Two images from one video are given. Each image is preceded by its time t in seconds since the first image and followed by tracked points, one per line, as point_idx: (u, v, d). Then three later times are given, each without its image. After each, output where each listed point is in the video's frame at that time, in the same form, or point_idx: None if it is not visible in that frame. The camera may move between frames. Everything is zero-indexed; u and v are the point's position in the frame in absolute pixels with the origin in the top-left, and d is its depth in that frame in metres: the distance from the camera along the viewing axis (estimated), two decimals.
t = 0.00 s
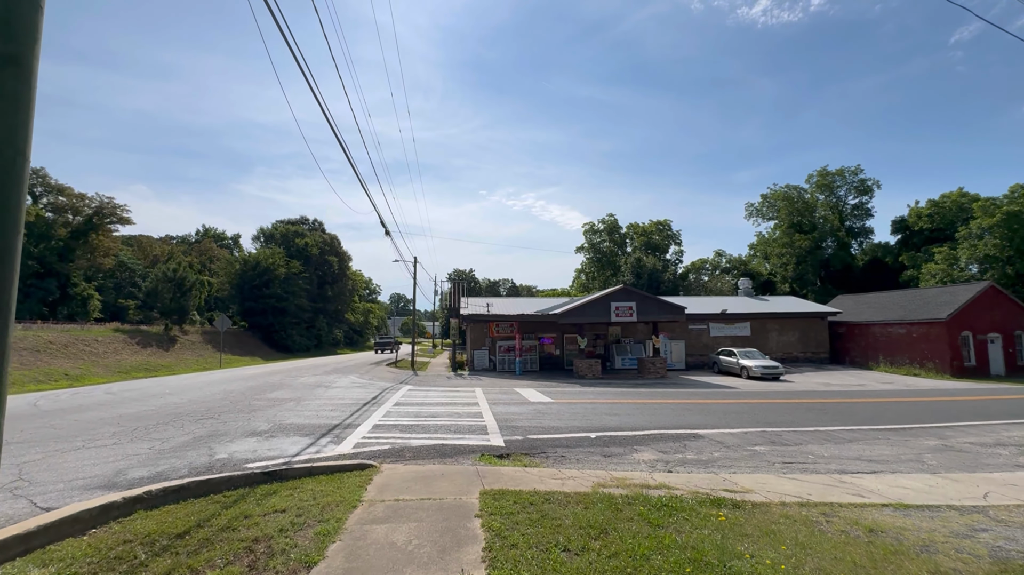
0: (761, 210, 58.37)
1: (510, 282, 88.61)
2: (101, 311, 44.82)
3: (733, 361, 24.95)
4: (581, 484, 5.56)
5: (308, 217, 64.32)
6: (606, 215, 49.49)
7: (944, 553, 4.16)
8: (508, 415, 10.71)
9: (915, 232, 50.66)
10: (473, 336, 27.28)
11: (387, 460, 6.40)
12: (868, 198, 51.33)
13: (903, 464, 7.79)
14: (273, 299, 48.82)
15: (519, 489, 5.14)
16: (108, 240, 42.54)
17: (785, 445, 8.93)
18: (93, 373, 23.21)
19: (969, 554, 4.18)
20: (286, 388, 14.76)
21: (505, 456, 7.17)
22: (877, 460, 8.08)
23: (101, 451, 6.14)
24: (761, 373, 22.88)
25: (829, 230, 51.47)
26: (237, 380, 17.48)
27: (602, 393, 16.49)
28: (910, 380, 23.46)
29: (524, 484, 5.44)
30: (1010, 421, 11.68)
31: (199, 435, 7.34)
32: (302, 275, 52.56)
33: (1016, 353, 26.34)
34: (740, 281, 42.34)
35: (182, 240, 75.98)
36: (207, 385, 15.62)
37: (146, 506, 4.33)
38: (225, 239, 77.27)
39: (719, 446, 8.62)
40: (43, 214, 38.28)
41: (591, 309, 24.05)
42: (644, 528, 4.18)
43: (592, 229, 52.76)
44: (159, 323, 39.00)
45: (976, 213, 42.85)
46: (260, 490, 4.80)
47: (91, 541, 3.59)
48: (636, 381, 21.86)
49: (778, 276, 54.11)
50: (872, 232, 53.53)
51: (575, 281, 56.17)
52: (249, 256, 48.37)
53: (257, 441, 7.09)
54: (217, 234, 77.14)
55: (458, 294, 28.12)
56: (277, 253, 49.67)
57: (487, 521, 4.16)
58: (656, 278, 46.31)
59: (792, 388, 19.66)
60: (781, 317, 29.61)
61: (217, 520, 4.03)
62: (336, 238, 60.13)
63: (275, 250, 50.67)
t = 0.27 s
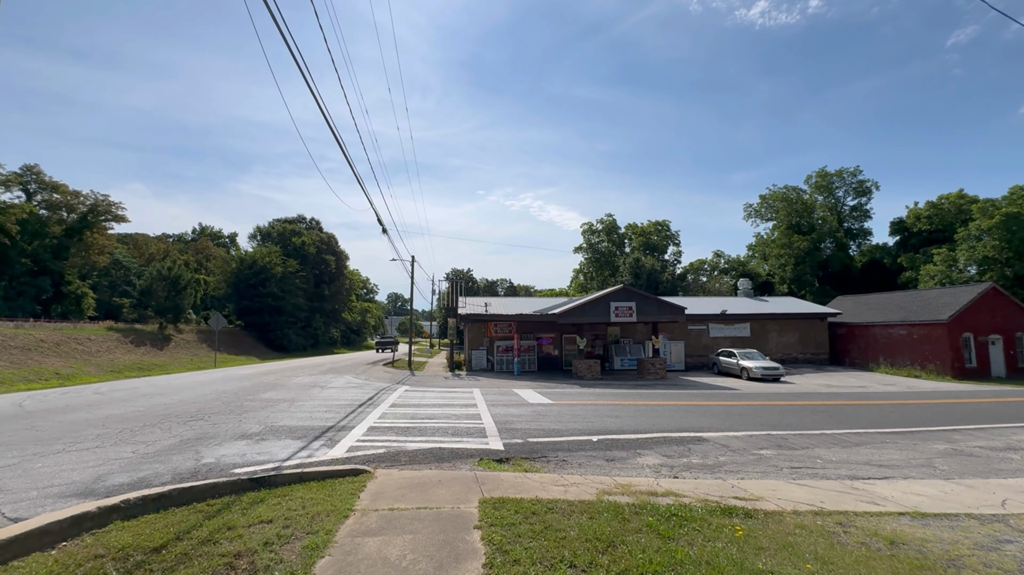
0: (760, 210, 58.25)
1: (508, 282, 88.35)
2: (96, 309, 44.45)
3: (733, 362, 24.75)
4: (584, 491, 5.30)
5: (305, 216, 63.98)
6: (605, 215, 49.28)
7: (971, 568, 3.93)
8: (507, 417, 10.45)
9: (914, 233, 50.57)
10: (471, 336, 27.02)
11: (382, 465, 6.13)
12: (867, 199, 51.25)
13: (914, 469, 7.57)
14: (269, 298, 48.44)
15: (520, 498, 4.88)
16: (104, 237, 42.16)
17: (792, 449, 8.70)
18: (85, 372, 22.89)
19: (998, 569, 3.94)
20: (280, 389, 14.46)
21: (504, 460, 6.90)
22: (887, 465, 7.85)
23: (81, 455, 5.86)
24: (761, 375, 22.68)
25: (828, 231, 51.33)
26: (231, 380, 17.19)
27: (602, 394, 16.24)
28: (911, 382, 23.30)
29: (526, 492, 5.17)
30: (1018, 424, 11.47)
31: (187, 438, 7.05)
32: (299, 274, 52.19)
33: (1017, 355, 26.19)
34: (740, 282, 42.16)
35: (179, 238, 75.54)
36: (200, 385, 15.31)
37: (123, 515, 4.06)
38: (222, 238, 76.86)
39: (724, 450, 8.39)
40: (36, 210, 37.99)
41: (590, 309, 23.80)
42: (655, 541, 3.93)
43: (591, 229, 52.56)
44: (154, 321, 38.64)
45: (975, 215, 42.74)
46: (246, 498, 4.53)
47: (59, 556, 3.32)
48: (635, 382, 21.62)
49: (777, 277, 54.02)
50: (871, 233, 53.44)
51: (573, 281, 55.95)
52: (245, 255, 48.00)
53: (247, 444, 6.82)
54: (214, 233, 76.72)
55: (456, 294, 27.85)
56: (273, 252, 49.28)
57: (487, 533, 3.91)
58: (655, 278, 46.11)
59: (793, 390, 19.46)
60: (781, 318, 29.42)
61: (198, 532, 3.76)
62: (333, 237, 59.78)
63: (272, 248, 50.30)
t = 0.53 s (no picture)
0: (754, 211, 58.37)
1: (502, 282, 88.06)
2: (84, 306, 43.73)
3: (729, 362, 24.65)
4: (585, 498, 5.07)
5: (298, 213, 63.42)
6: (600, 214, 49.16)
7: None
8: (502, 418, 10.21)
9: (906, 235, 50.86)
10: (465, 335, 26.75)
11: (373, 469, 5.87)
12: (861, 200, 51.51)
13: (918, 472, 7.41)
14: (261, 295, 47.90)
15: (518, 505, 4.64)
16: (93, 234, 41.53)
17: (793, 451, 8.53)
18: (71, 371, 22.41)
19: None
20: (270, 388, 14.15)
21: (501, 464, 6.66)
22: (890, 468, 7.70)
23: (54, 459, 5.56)
24: (757, 375, 22.59)
25: (822, 232, 51.38)
26: (220, 379, 16.82)
27: (598, 395, 16.04)
28: (905, 382, 23.32)
29: (524, 498, 4.93)
30: (1017, 426, 11.40)
31: (169, 440, 6.76)
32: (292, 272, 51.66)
33: (1010, 356, 26.32)
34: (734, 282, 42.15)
35: (170, 235, 74.61)
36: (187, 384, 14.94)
37: (93, 526, 3.79)
38: (213, 235, 76.01)
39: (725, 452, 8.20)
40: (23, 205, 37.13)
41: (586, 309, 23.61)
42: (663, 553, 3.70)
43: (586, 228, 52.41)
44: (143, 319, 38.05)
45: (967, 217, 43.06)
46: (228, 506, 4.27)
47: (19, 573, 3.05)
48: (631, 382, 21.44)
49: (771, 277, 54.12)
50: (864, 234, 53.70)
51: (568, 280, 55.79)
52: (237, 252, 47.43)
53: (232, 447, 6.53)
54: (206, 230, 75.87)
55: (450, 292, 27.58)
56: (266, 249, 48.73)
57: (484, 544, 3.67)
58: (650, 278, 46.02)
59: (789, 390, 19.36)
60: (776, 318, 29.39)
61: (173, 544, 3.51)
62: (327, 234, 59.27)
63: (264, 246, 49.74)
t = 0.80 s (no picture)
0: (745, 212, 58.62)
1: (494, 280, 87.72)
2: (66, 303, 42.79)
3: (721, 362, 24.60)
4: (579, 502, 4.82)
5: (288, 210, 62.65)
6: (593, 214, 49.01)
7: None
8: (493, 418, 9.95)
9: (895, 236, 51.29)
10: (457, 334, 26.45)
11: (357, 472, 5.57)
12: (851, 202, 51.90)
13: (917, 474, 7.27)
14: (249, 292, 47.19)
15: (510, 511, 4.38)
16: (77, 229, 40.75)
17: (790, 453, 8.36)
18: (50, 368, 21.78)
19: None
20: (255, 386, 13.76)
21: (491, 466, 6.40)
22: (888, 469, 7.55)
23: (15, 461, 5.22)
24: (749, 375, 22.53)
25: (812, 233, 51.75)
26: (204, 377, 16.38)
27: (590, 394, 15.84)
28: (895, 383, 23.41)
29: (514, 503, 4.67)
30: (1009, 426, 11.37)
31: (142, 440, 6.42)
32: (281, 269, 50.98)
33: (998, 357, 26.53)
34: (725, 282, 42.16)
35: (157, 231, 73.43)
36: (169, 382, 14.52)
37: (45, 535, 3.49)
38: (202, 231, 74.94)
39: (721, 453, 8.00)
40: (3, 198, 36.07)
41: (578, 307, 23.41)
42: (663, 563, 3.48)
43: (578, 227, 52.25)
44: (127, 316, 37.33)
45: (954, 219, 43.50)
46: (198, 513, 3.97)
47: None
48: (623, 381, 21.29)
49: (761, 278, 54.39)
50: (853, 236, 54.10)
51: (560, 279, 55.64)
52: (225, 247, 46.67)
53: (208, 448, 6.19)
54: (194, 226, 74.78)
55: (441, 290, 27.26)
56: (254, 245, 48.02)
57: (472, 555, 3.41)
58: (642, 278, 45.98)
59: (781, 390, 19.33)
60: (768, 318, 29.42)
61: (132, 557, 3.21)
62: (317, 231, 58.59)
63: (253, 242, 49.01)
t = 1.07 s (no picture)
0: (731, 212, 59.13)
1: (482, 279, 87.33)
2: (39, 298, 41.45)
3: (708, 362, 24.65)
4: (569, 512, 4.59)
5: (272, 205, 61.58)
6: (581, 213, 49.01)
7: None
8: (479, 419, 9.68)
9: (876, 238, 52.12)
10: (443, 332, 26.12)
11: (334, 480, 5.27)
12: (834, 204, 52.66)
13: (909, 478, 7.17)
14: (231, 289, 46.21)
15: (496, 523, 4.13)
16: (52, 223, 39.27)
17: (781, 455, 8.24)
18: (18, 366, 20.95)
19: None
20: (233, 386, 13.30)
21: (477, 472, 6.14)
22: (879, 473, 7.46)
23: None
24: (735, 375, 22.60)
25: (796, 235, 52.31)
26: (181, 376, 15.85)
27: (578, 394, 15.66)
28: (878, 383, 23.71)
29: (501, 514, 4.42)
30: (992, 427, 11.45)
31: (105, 446, 6.04)
32: (265, 265, 50.05)
33: (977, 358, 27.01)
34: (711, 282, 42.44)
35: (136, 225, 71.59)
36: (143, 381, 13.98)
37: None
38: (183, 226, 73.26)
39: (711, 456, 7.85)
40: None
41: (566, 306, 23.23)
42: None
43: (566, 226, 52.16)
44: (103, 312, 36.25)
45: (935, 222, 44.36)
46: (156, 529, 3.66)
47: None
48: (610, 381, 21.19)
49: (746, 278, 54.91)
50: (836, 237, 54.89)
51: (548, 278, 55.54)
52: (206, 243, 45.63)
53: (177, 454, 5.84)
54: (175, 221, 73.09)
55: (428, 288, 26.88)
56: (237, 241, 47.05)
57: None
58: (629, 277, 46.06)
59: (768, 390, 19.38)
60: (754, 318, 29.59)
61: None
62: (302, 228, 57.67)
63: (236, 237, 48.02)
